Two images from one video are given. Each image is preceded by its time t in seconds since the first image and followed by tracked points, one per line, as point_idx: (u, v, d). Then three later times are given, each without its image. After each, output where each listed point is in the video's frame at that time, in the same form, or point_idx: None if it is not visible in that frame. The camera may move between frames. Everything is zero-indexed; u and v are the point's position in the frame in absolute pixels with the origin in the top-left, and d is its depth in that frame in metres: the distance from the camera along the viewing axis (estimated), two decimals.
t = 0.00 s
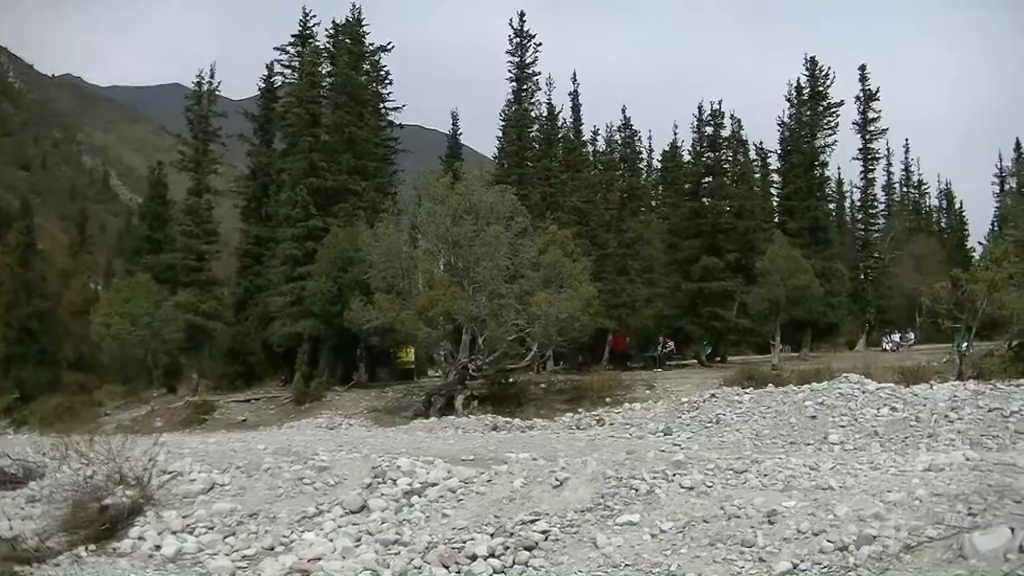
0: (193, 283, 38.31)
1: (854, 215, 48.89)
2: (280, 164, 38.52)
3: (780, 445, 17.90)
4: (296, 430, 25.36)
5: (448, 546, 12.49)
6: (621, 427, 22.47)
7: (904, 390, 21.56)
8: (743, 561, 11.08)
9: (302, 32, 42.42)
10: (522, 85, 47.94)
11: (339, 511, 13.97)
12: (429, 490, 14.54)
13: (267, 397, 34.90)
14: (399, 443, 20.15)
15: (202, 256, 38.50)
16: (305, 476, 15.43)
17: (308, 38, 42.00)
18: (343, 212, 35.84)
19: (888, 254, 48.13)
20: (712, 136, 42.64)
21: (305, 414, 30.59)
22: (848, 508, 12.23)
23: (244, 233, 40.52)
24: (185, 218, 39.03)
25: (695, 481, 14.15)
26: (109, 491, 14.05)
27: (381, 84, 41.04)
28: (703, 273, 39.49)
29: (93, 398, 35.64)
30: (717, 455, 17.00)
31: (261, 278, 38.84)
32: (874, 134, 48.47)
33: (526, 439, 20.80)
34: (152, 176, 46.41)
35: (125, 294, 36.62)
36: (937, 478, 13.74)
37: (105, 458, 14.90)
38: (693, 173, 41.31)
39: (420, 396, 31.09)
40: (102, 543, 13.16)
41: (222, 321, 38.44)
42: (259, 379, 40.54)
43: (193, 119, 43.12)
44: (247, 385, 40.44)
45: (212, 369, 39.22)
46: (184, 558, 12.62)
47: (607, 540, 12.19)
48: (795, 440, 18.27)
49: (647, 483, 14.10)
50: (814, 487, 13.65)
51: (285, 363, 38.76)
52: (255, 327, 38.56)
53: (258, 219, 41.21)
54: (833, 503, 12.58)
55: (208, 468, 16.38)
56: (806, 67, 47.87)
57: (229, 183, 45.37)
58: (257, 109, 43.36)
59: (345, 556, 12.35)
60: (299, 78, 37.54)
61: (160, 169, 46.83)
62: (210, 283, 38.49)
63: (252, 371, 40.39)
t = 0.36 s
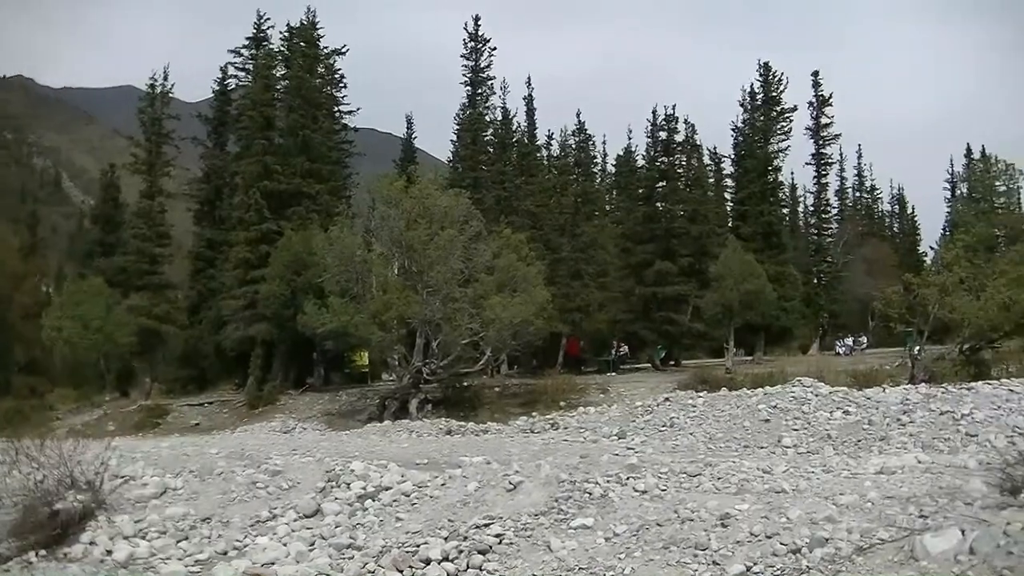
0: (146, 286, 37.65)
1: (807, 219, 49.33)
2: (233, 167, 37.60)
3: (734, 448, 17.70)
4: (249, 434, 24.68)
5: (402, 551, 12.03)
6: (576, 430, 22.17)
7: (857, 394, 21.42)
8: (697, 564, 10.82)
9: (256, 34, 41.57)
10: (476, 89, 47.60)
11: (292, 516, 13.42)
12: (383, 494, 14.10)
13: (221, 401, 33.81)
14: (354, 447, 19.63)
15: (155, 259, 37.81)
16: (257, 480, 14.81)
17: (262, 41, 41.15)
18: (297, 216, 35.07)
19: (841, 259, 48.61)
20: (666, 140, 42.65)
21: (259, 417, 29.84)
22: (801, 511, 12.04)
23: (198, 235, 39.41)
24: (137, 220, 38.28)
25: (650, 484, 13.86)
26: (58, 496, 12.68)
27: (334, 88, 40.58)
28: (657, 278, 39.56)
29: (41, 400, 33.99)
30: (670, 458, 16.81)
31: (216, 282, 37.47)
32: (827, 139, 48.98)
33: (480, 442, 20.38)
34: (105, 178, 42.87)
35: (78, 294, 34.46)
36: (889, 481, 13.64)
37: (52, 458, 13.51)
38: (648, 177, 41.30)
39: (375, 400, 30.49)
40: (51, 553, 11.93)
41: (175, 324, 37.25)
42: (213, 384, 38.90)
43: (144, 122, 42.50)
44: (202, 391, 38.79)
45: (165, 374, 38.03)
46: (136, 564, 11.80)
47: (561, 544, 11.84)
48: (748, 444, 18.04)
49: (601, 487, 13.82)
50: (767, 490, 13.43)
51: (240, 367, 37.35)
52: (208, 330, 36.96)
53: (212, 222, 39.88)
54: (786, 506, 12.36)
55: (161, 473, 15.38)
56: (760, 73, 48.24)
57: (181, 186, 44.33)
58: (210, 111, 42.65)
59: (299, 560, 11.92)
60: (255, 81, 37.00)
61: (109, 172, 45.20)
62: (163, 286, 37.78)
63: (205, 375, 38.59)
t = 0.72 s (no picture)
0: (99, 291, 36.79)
1: (763, 225, 49.66)
2: (188, 172, 36.66)
3: (688, 453, 17.46)
4: (203, 441, 23.96)
5: (356, 557, 11.54)
6: (530, 436, 21.82)
7: (811, 400, 21.03)
8: (651, 570, 10.51)
9: (211, 38, 40.71)
10: (432, 94, 47.16)
11: (245, 523, 12.82)
12: (337, 500, 13.57)
13: (174, 407, 32.84)
14: (307, 453, 19.08)
15: (108, 264, 37.07)
16: (212, 487, 14.14)
17: (218, 45, 40.30)
18: (252, 220, 34.27)
19: (795, 265, 48.99)
20: (622, 146, 42.64)
21: (213, 423, 28.97)
22: (754, 516, 11.81)
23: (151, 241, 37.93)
24: (90, 224, 37.57)
25: (603, 490, 13.54)
26: (8, 505, 12.07)
27: (290, 92, 39.85)
28: (613, 284, 39.51)
29: None
30: (625, 464, 16.54)
31: (170, 287, 36.11)
32: (782, 146, 49.39)
33: (434, 449, 19.94)
34: (59, 184, 41.69)
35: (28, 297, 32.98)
36: (842, 485, 13.49)
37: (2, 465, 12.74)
38: (603, 183, 41.25)
39: (329, 406, 29.83)
40: None
41: (129, 330, 36.43)
42: (168, 390, 37.42)
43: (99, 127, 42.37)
44: (157, 397, 37.34)
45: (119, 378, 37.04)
46: (87, 572, 11.25)
47: (515, 550, 11.47)
48: (703, 449, 17.78)
49: (555, 492, 13.47)
50: (721, 496, 13.17)
51: (195, 371, 35.85)
52: (161, 336, 35.56)
53: (167, 226, 38.45)
54: (739, 511, 12.13)
55: (112, 480, 14.47)
56: (715, 79, 48.52)
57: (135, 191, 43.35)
58: (165, 115, 41.76)
59: (252, 567, 11.43)
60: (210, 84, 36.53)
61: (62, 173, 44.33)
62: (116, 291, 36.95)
63: (160, 381, 37.12)
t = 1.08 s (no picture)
0: (55, 287, 35.84)
1: (721, 226, 49.90)
2: (145, 168, 35.73)
3: (645, 453, 17.25)
4: (158, 438, 23.21)
5: (312, 555, 11.23)
6: (487, 435, 21.48)
7: (768, 400, 20.63)
8: (606, 569, 10.29)
9: (170, 33, 39.74)
10: (392, 92, 46.60)
11: (200, 520, 12.43)
12: (293, 498, 13.13)
13: (130, 403, 32.23)
14: (263, 451, 18.58)
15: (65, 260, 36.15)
16: (166, 484, 13.64)
17: (177, 40, 39.40)
18: (210, 217, 33.59)
19: (752, 265, 49.29)
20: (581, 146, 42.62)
21: (170, 420, 28.27)
22: (710, 515, 11.61)
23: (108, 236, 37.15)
24: (46, 220, 36.41)
25: (560, 489, 13.27)
26: None
27: (249, 88, 39.05)
28: (571, 281, 39.57)
29: None
30: (582, 463, 16.29)
31: (128, 283, 35.69)
32: (740, 147, 49.67)
33: (391, 446, 19.53)
34: (14, 176, 40.13)
35: None
36: (797, 486, 13.36)
37: None
38: (562, 182, 41.09)
39: (287, 403, 29.20)
40: None
41: (86, 326, 35.16)
42: (125, 386, 36.67)
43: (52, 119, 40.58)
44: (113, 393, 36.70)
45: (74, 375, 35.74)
46: (41, 569, 10.72)
47: (472, 548, 11.13)
48: (660, 449, 17.53)
49: (512, 491, 13.13)
50: (677, 495, 12.98)
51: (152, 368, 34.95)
52: (118, 332, 34.89)
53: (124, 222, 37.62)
54: (695, 511, 11.93)
55: (67, 477, 13.86)
56: (675, 79, 48.61)
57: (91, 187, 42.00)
58: (123, 110, 40.78)
59: (209, 565, 10.97)
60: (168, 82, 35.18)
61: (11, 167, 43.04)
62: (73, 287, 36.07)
63: (117, 377, 36.31)
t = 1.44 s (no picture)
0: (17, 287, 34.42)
1: (685, 226, 50.09)
2: (109, 168, 35.00)
3: (610, 453, 17.11)
4: (121, 439, 22.72)
5: (276, 557, 11.03)
6: (452, 436, 21.24)
7: (732, 400, 20.56)
8: (571, 569, 10.13)
9: (133, 32, 38.93)
10: (356, 92, 46.14)
11: (163, 522, 12.15)
12: (257, 499, 12.91)
13: (92, 404, 31.77)
14: (228, 451, 18.19)
15: (26, 260, 34.72)
16: (129, 486, 13.25)
17: (140, 39, 38.62)
18: (174, 217, 32.96)
19: (716, 266, 49.51)
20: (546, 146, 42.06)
21: (133, 421, 27.73)
22: (674, 515, 11.48)
23: (71, 236, 36.56)
24: (5, 219, 34.93)
25: (524, 489, 13.07)
26: None
27: (213, 89, 38.49)
28: (535, 283, 39.14)
29: None
30: (546, 464, 16.14)
31: (90, 284, 35.16)
32: (705, 148, 49.85)
33: (356, 447, 19.24)
34: None
35: None
36: (761, 486, 13.29)
37: None
38: (526, 183, 40.86)
39: (251, 404, 28.73)
40: None
41: (46, 326, 34.35)
42: (87, 388, 36.53)
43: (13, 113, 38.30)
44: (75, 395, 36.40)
45: (37, 377, 34.70)
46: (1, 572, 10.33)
47: (436, 549, 10.93)
48: (624, 449, 17.37)
49: (476, 491, 12.88)
50: (641, 495, 12.87)
51: (115, 371, 34.89)
52: (80, 333, 34.79)
53: (86, 221, 37.29)
54: (659, 511, 11.82)
55: (26, 479, 13.24)
56: (639, 81, 48.64)
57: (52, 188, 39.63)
58: (84, 109, 39.92)
59: (171, 567, 10.79)
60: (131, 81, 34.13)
61: None
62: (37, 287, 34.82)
63: (79, 378, 36.19)
